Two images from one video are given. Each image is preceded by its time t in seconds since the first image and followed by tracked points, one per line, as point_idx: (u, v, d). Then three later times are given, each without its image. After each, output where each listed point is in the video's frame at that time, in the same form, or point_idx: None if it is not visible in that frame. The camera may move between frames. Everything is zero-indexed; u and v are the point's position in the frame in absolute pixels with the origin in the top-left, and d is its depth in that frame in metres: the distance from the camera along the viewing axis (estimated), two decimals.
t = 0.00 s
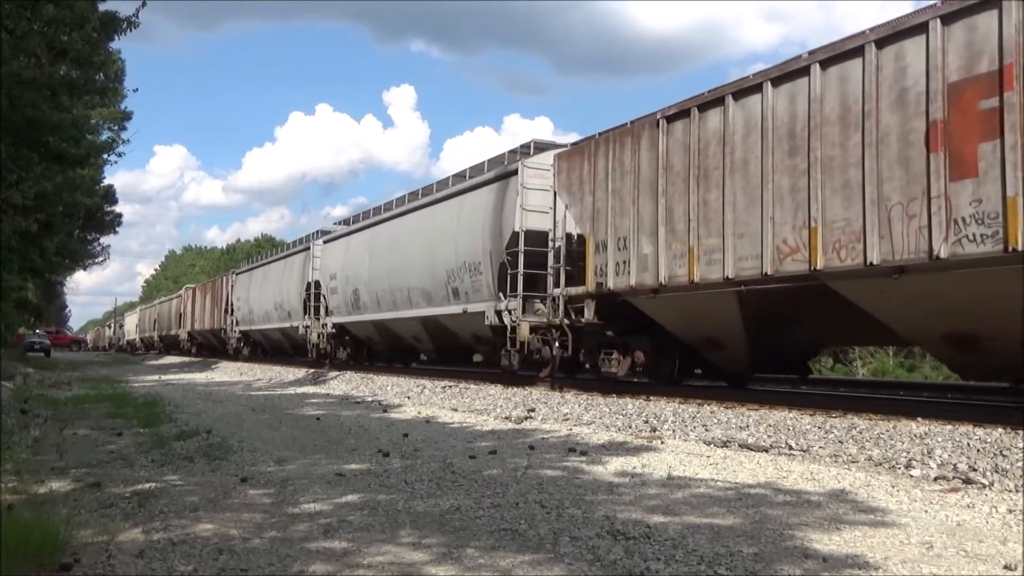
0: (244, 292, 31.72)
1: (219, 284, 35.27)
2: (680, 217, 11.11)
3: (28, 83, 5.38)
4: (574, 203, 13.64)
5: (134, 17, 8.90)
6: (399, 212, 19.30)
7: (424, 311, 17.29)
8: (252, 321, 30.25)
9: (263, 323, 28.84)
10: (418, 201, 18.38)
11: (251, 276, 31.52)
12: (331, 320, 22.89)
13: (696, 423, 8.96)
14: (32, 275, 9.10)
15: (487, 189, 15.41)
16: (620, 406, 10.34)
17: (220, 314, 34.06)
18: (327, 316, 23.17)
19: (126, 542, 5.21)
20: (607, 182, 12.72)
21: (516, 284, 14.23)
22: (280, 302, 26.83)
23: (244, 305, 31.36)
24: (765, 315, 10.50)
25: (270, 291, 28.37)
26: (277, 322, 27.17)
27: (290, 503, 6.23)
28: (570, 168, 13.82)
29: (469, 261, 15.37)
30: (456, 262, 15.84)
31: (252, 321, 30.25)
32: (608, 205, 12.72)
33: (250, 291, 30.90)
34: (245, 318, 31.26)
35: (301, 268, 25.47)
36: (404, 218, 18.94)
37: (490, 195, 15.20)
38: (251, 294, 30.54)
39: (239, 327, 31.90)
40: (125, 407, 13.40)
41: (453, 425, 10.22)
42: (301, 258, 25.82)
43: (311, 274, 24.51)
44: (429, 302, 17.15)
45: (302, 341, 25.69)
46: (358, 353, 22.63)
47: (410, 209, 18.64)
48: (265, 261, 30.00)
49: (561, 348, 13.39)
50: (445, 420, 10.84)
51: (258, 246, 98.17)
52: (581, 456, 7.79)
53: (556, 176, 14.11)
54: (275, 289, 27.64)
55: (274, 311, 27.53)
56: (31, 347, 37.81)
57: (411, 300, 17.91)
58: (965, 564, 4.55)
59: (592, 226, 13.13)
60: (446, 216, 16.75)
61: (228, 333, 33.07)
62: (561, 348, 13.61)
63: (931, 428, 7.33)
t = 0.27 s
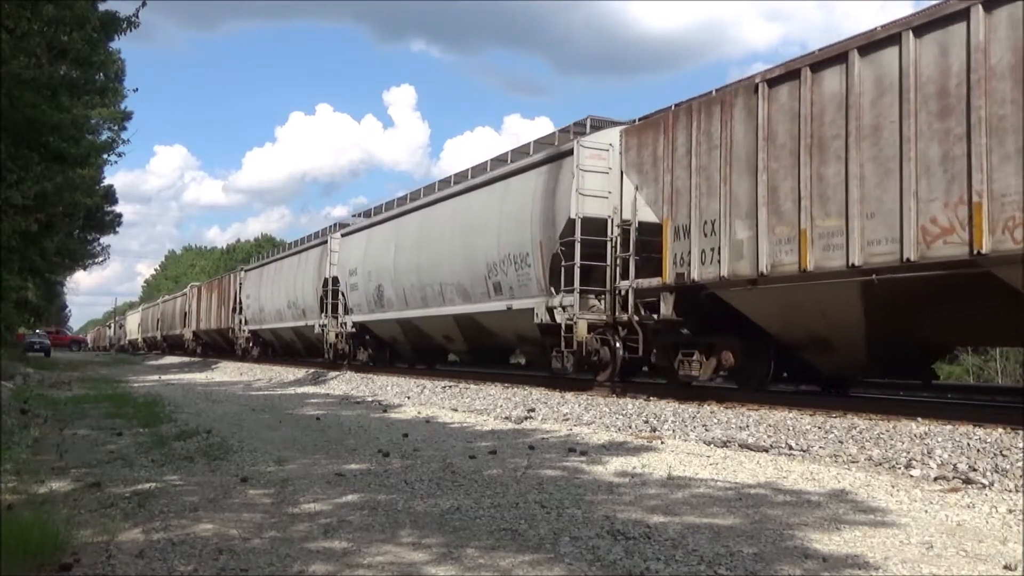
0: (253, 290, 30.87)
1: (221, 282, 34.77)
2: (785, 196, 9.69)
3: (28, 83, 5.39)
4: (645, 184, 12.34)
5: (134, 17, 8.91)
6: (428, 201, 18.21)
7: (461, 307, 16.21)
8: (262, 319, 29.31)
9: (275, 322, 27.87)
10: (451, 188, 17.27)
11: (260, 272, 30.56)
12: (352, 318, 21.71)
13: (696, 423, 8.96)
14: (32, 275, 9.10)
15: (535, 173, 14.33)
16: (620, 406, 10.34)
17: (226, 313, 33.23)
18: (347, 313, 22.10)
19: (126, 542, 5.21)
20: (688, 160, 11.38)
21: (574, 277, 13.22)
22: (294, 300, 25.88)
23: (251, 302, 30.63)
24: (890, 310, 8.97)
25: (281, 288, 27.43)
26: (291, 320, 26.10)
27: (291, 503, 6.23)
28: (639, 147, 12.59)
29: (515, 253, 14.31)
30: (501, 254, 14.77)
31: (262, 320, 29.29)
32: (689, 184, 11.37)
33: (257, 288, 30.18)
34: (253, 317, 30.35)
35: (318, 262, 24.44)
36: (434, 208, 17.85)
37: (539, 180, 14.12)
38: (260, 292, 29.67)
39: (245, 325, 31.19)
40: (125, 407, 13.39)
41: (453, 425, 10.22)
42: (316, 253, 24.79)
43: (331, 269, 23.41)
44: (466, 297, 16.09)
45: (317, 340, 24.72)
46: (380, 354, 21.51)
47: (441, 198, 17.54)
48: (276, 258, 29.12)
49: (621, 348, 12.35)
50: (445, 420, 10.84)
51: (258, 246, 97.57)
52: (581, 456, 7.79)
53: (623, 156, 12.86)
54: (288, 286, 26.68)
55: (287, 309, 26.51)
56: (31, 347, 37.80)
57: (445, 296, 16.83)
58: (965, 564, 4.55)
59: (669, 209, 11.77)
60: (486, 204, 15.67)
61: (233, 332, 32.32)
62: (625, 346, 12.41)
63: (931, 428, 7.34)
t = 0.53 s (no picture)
0: (263, 287, 29.81)
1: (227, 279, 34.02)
2: (945, 164, 7.85)
3: (28, 84, 5.40)
4: (746, 157, 10.78)
5: (134, 17, 8.91)
6: (462, 188, 16.92)
7: (508, 303, 14.94)
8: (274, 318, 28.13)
9: (287, 321, 26.74)
10: (490, 173, 15.95)
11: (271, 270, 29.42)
12: (376, 317, 20.60)
13: (696, 423, 8.96)
14: (32, 275, 9.11)
15: (593, 152, 12.98)
16: (620, 406, 10.34)
17: (234, 312, 32.21)
18: (372, 312, 20.88)
19: (126, 542, 5.21)
20: (805, 126, 9.71)
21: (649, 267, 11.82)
22: (309, 297, 24.72)
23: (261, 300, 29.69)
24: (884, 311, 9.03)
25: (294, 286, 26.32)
26: (307, 319, 24.87)
27: (291, 503, 6.23)
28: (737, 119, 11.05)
29: (575, 243, 13.01)
30: (557, 244, 13.48)
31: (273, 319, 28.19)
32: (807, 155, 9.66)
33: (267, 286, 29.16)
34: (263, 316, 29.28)
35: (336, 257, 23.18)
36: (469, 196, 16.58)
37: (598, 159, 12.78)
38: (271, 290, 28.63)
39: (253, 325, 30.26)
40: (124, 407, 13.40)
41: (453, 425, 10.22)
42: (335, 246, 23.52)
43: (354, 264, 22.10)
44: (513, 292, 14.80)
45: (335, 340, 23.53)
46: (407, 356, 20.15)
47: (478, 184, 16.27)
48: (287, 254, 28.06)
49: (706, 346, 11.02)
50: (444, 420, 10.84)
51: (258, 246, 97.55)
52: (581, 456, 7.79)
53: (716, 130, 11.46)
54: (303, 283, 25.50)
55: (302, 307, 25.34)
56: (31, 348, 37.81)
57: (488, 292, 15.56)
58: (965, 564, 4.55)
59: (779, 185, 10.06)
60: (535, 189, 14.35)
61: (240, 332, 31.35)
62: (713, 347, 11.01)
63: (931, 428, 7.34)
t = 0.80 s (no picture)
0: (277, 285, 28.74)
1: (235, 277, 33.43)
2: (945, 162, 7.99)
3: (28, 84, 5.40)
4: (886, 121, 8.86)
5: (134, 17, 8.91)
6: (508, 170, 15.68)
7: (566, 297, 13.71)
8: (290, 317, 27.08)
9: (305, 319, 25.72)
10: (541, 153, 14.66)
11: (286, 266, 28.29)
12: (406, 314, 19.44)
13: (697, 423, 8.96)
14: (32, 275, 9.11)
15: (672, 124, 11.69)
16: (620, 406, 10.34)
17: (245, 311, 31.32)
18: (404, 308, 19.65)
19: (126, 542, 5.21)
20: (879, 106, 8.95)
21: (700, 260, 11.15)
22: (330, 294, 23.53)
23: (272, 298, 28.82)
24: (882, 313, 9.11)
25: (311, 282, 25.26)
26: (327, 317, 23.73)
27: (291, 503, 6.23)
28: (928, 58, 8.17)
29: (653, 228, 11.75)
30: (630, 229, 12.20)
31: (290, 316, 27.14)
32: (976, 113, 7.70)
33: (280, 284, 28.28)
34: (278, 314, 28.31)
35: (359, 251, 21.94)
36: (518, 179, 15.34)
37: (679, 132, 11.50)
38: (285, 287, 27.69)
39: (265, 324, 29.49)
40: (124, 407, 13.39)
41: (453, 425, 10.22)
42: (357, 238, 22.25)
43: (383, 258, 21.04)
44: (574, 283, 13.55)
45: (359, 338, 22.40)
46: (439, 356, 19.18)
47: (528, 166, 15.04)
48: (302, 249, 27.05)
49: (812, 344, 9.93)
50: (444, 420, 10.84)
51: (258, 246, 97.54)
52: (581, 456, 7.79)
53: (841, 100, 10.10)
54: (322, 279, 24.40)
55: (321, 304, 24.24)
56: (30, 348, 37.82)
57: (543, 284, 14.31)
58: (965, 564, 4.55)
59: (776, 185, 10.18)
60: (599, 168, 13.06)
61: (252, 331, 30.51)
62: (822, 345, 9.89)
63: (931, 428, 7.34)
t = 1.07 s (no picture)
0: (291, 280, 27.05)
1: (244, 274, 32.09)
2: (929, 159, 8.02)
3: (28, 84, 5.40)
4: None
5: (134, 17, 8.91)
6: (567, 150, 13.82)
7: (642, 289, 11.98)
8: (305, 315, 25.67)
9: (321, 317, 24.29)
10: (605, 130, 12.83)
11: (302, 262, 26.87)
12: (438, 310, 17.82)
13: (696, 423, 8.96)
14: (32, 275, 9.11)
15: (794, 82, 9.67)
16: (620, 406, 10.34)
17: (252, 309, 29.95)
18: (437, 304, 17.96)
19: (126, 542, 5.21)
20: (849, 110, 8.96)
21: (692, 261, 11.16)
22: (349, 291, 22.12)
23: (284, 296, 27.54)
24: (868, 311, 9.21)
25: (328, 279, 23.89)
26: (348, 315, 22.30)
27: (291, 503, 6.23)
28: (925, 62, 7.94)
29: (758, 207, 9.99)
30: (725, 210, 10.42)
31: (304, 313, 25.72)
32: None
33: (293, 280, 26.87)
34: (291, 311, 26.90)
35: (380, 245, 20.39)
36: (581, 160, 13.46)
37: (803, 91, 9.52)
38: (299, 283, 26.33)
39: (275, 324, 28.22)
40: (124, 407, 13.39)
41: (453, 425, 10.22)
42: (379, 230, 20.70)
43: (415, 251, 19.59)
44: (713, 270, 10.75)
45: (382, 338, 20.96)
46: (477, 358, 17.85)
47: (588, 142, 13.24)
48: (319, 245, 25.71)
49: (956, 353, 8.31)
50: (444, 420, 10.84)
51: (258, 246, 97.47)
52: (581, 456, 7.79)
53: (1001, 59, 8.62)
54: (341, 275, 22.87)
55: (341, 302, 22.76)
56: (31, 348, 37.80)
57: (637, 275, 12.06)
58: (965, 564, 4.55)
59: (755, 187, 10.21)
60: (693, 143, 11.00)
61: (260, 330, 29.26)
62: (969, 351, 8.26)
63: (931, 428, 7.34)
